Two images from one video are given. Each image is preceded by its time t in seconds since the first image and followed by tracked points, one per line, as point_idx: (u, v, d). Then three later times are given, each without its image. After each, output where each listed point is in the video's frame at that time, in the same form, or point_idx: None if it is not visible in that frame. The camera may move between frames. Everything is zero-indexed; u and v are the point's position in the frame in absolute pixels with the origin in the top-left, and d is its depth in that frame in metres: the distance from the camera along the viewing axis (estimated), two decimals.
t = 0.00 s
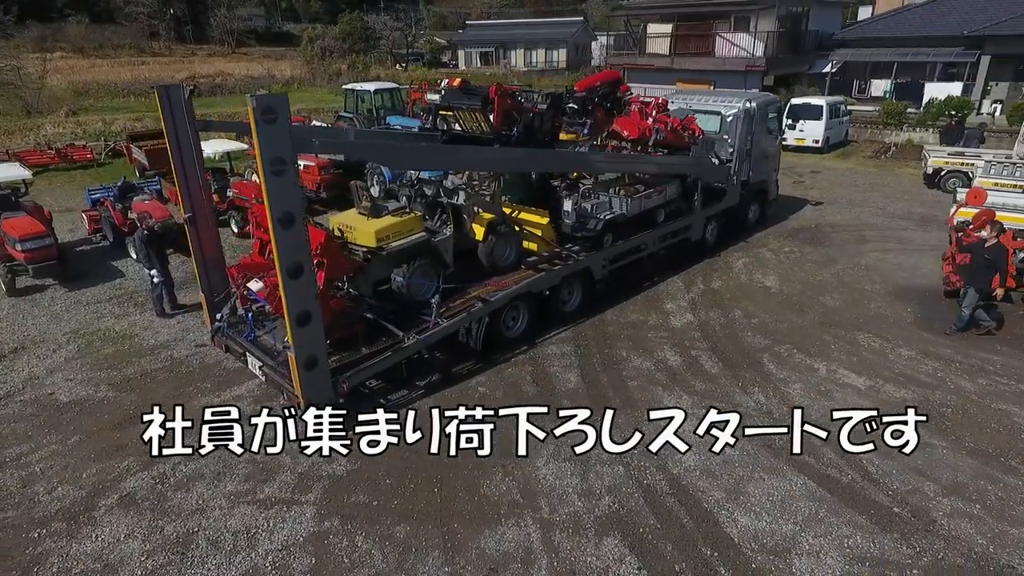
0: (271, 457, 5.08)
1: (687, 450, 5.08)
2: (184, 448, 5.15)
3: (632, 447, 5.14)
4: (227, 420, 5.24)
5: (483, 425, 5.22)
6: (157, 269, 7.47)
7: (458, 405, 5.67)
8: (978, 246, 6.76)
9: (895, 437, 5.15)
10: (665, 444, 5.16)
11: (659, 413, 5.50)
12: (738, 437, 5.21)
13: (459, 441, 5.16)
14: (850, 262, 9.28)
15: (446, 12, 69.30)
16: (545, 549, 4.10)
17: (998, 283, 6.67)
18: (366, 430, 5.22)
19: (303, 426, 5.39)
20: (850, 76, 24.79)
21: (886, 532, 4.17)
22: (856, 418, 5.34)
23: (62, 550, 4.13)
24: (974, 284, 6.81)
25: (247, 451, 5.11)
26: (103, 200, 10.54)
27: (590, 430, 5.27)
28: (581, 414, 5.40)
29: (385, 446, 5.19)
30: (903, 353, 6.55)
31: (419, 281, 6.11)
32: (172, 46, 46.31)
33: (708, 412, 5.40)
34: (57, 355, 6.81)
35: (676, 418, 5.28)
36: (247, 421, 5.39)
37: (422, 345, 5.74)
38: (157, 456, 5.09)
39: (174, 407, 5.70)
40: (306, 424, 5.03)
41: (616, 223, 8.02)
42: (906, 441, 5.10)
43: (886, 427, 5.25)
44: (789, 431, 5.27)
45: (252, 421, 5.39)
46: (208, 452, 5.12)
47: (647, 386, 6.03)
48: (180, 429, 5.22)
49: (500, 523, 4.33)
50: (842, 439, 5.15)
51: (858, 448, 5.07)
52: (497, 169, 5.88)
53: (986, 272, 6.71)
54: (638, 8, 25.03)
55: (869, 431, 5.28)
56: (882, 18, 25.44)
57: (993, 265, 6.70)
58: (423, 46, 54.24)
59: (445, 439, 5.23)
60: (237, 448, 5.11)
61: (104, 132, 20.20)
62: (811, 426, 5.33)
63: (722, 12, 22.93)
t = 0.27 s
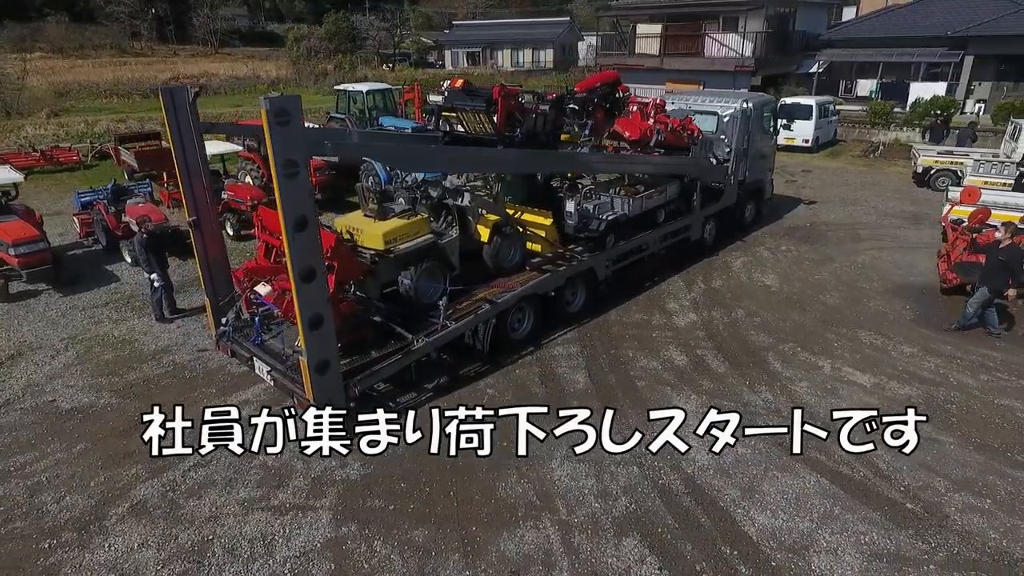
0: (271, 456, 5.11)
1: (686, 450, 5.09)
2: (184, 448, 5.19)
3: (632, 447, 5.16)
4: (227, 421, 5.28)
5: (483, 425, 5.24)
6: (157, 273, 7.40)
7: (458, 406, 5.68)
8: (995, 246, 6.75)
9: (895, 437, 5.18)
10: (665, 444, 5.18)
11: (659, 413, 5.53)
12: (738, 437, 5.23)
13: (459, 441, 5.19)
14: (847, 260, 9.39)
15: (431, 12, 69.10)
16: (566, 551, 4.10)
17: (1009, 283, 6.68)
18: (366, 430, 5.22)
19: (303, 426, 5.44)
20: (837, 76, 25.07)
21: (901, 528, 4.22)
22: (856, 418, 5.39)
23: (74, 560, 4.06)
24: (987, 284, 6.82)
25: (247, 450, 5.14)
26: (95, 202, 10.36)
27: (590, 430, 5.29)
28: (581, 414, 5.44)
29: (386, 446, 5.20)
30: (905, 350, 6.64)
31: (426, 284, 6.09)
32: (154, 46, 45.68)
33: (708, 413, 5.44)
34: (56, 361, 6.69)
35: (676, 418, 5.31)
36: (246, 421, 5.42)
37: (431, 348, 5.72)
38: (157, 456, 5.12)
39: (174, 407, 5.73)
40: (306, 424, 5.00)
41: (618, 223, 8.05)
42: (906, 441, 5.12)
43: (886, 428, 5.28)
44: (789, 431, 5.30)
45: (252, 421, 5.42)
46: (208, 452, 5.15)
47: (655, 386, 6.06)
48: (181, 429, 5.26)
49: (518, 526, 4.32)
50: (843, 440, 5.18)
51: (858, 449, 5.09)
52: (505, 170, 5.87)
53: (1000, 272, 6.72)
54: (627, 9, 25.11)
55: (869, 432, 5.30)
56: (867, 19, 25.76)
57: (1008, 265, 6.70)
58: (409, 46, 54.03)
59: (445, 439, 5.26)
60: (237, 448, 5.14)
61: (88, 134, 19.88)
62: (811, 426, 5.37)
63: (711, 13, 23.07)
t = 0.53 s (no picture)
0: (271, 456, 5.11)
1: (687, 450, 5.10)
2: (184, 448, 5.18)
3: (631, 447, 5.17)
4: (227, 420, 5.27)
5: (483, 425, 5.24)
6: (157, 276, 7.34)
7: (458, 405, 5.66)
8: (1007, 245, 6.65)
9: (895, 437, 5.18)
10: (665, 444, 5.18)
11: (659, 413, 5.52)
12: (738, 436, 5.24)
13: (460, 441, 5.19)
14: (844, 259, 9.48)
15: (419, 12, 68.91)
16: (583, 550, 4.10)
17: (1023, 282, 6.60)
18: (366, 430, 5.20)
19: (302, 426, 5.45)
20: (825, 75, 25.30)
21: (914, 523, 4.26)
22: (856, 418, 5.37)
23: (86, 569, 4.00)
24: (1000, 282, 6.75)
25: (247, 451, 5.13)
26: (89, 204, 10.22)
27: (590, 430, 5.29)
28: (581, 414, 5.44)
29: (386, 446, 5.20)
30: (906, 347, 6.72)
31: (432, 285, 6.06)
32: (138, 46, 45.14)
33: (708, 412, 5.42)
34: (56, 366, 6.60)
35: (677, 418, 5.29)
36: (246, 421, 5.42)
37: (439, 349, 5.70)
38: (158, 456, 5.11)
39: (174, 407, 5.74)
40: (306, 424, 5.00)
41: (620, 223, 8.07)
42: (906, 441, 5.12)
43: (886, 427, 5.27)
44: (789, 431, 5.30)
45: (252, 421, 5.42)
46: (208, 452, 5.14)
47: (663, 385, 6.09)
48: (181, 429, 5.26)
49: (534, 526, 4.32)
50: (842, 439, 5.18)
51: (859, 448, 5.09)
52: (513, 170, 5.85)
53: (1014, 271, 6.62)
54: (618, 9, 25.18)
55: (869, 431, 5.30)
56: (854, 19, 26.03)
57: None
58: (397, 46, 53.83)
59: (445, 439, 5.26)
60: (237, 448, 5.14)
61: (75, 134, 19.61)
62: (811, 426, 5.36)
63: (701, 13, 23.20)
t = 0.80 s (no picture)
0: (271, 456, 5.13)
1: (687, 450, 5.10)
2: (184, 448, 5.19)
3: (632, 447, 5.17)
4: (227, 420, 5.27)
5: (484, 425, 5.22)
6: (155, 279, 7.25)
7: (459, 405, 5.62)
8: None
9: (896, 437, 5.18)
10: (665, 444, 5.18)
11: (659, 413, 5.52)
12: (738, 436, 5.24)
13: (460, 441, 5.18)
14: (840, 256, 9.59)
15: (404, 12, 68.63)
16: (602, 548, 4.12)
17: None
18: (366, 430, 5.14)
19: (302, 426, 5.48)
20: (812, 75, 25.57)
21: (925, 516, 4.32)
22: (856, 417, 5.36)
23: None
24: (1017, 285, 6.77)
25: (248, 451, 5.14)
26: (81, 206, 10.07)
27: (590, 430, 5.28)
28: (581, 414, 5.41)
29: (386, 446, 5.17)
30: (907, 343, 6.82)
31: (439, 286, 6.04)
32: (119, 47, 44.49)
33: (708, 412, 5.42)
34: (55, 371, 6.49)
35: (677, 418, 5.29)
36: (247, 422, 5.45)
37: (448, 350, 5.69)
38: (157, 456, 5.12)
39: (174, 407, 5.75)
40: (306, 424, 5.06)
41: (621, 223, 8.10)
42: (906, 441, 5.13)
43: (886, 427, 5.28)
44: (788, 431, 5.29)
45: (252, 421, 5.44)
46: (208, 452, 5.16)
47: (670, 382, 6.12)
48: (181, 429, 5.27)
49: (552, 525, 4.32)
50: (843, 440, 5.18)
51: (859, 448, 5.09)
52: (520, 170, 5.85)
53: None
54: (606, 9, 25.24)
55: (869, 431, 5.30)
56: (839, 19, 26.33)
57: None
58: (383, 46, 53.56)
59: (445, 439, 5.25)
60: (237, 448, 5.15)
61: (57, 136, 19.28)
62: (811, 426, 5.35)
63: (689, 13, 23.33)
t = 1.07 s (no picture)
0: (271, 456, 5.12)
1: (687, 450, 5.11)
2: (184, 448, 5.19)
3: (632, 447, 5.17)
4: (227, 420, 5.27)
5: (483, 424, 5.21)
6: (153, 282, 7.14)
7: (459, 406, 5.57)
8: None
9: (896, 437, 5.19)
10: (665, 444, 5.19)
11: (659, 413, 5.52)
12: (738, 436, 5.24)
13: (460, 441, 5.17)
14: (836, 254, 9.68)
15: (391, 12, 68.33)
16: (619, 548, 4.13)
17: None
18: (366, 430, 5.07)
19: (302, 426, 5.46)
20: (800, 74, 25.79)
21: (936, 510, 4.38)
22: (856, 418, 5.37)
23: None
24: None
25: (247, 450, 5.14)
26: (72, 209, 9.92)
27: (590, 430, 5.28)
28: (581, 414, 5.41)
29: (386, 446, 5.15)
30: (907, 340, 6.90)
31: (445, 286, 6.02)
32: (102, 47, 43.89)
33: (708, 412, 5.42)
34: (54, 376, 6.39)
35: (677, 418, 5.29)
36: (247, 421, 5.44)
37: (456, 351, 5.67)
38: (157, 456, 5.11)
39: (174, 407, 5.76)
40: (306, 424, 5.09)
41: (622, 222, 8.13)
42: (906, 441, 5.14)
43: (886, 427, 5.29)
44: (789, 431, 5.31)
45: (252, 421, 5.43)
46: (208, 452, 5.16)
47: (676, 381, 6.15)
48: (181, 429, 5.27)
49: (567, 526, 4.33)
50: (843, 440, 5.18)
51: (859, 448, 5.10)
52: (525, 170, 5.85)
53: None
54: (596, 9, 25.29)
55: (869, 431, 5.31)
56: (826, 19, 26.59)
57: None
58: (371, 46, 53.30)
59: (445, 439, 5.24)
60: (237, 448, 5.15)
61: (41, 137, 18.94)
62: (811, 426, 5.36)
63: (679, 13, 23.45)
